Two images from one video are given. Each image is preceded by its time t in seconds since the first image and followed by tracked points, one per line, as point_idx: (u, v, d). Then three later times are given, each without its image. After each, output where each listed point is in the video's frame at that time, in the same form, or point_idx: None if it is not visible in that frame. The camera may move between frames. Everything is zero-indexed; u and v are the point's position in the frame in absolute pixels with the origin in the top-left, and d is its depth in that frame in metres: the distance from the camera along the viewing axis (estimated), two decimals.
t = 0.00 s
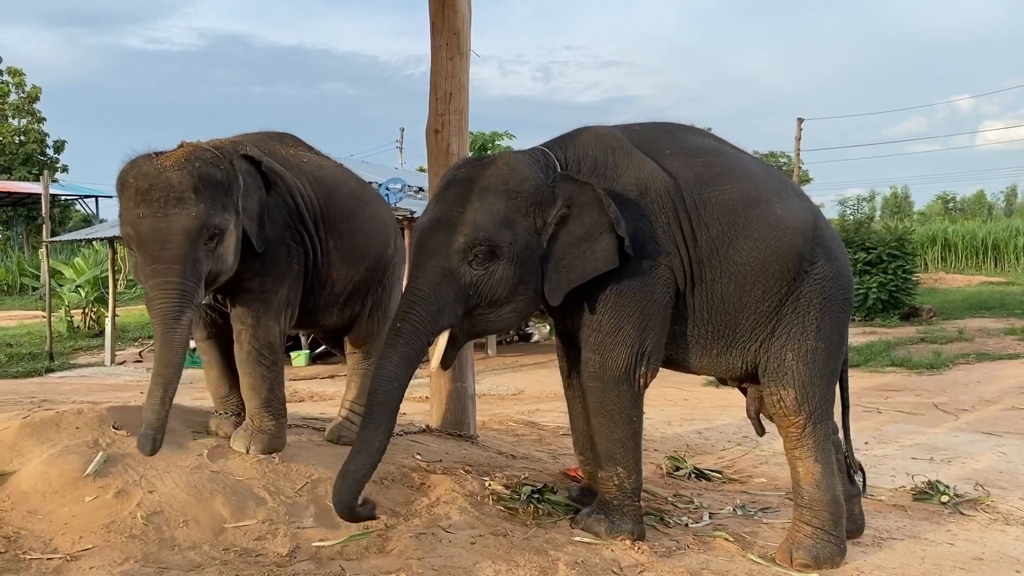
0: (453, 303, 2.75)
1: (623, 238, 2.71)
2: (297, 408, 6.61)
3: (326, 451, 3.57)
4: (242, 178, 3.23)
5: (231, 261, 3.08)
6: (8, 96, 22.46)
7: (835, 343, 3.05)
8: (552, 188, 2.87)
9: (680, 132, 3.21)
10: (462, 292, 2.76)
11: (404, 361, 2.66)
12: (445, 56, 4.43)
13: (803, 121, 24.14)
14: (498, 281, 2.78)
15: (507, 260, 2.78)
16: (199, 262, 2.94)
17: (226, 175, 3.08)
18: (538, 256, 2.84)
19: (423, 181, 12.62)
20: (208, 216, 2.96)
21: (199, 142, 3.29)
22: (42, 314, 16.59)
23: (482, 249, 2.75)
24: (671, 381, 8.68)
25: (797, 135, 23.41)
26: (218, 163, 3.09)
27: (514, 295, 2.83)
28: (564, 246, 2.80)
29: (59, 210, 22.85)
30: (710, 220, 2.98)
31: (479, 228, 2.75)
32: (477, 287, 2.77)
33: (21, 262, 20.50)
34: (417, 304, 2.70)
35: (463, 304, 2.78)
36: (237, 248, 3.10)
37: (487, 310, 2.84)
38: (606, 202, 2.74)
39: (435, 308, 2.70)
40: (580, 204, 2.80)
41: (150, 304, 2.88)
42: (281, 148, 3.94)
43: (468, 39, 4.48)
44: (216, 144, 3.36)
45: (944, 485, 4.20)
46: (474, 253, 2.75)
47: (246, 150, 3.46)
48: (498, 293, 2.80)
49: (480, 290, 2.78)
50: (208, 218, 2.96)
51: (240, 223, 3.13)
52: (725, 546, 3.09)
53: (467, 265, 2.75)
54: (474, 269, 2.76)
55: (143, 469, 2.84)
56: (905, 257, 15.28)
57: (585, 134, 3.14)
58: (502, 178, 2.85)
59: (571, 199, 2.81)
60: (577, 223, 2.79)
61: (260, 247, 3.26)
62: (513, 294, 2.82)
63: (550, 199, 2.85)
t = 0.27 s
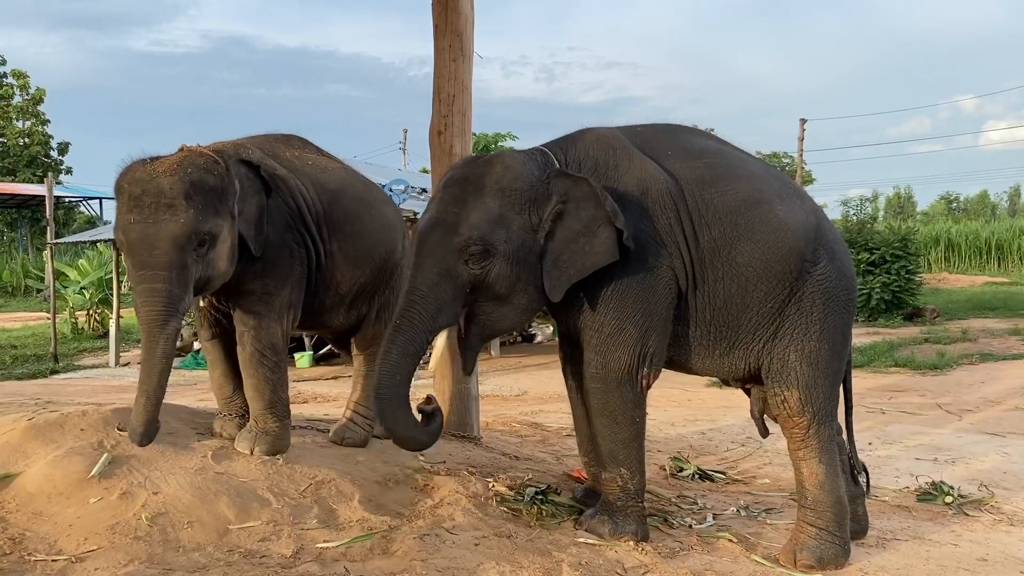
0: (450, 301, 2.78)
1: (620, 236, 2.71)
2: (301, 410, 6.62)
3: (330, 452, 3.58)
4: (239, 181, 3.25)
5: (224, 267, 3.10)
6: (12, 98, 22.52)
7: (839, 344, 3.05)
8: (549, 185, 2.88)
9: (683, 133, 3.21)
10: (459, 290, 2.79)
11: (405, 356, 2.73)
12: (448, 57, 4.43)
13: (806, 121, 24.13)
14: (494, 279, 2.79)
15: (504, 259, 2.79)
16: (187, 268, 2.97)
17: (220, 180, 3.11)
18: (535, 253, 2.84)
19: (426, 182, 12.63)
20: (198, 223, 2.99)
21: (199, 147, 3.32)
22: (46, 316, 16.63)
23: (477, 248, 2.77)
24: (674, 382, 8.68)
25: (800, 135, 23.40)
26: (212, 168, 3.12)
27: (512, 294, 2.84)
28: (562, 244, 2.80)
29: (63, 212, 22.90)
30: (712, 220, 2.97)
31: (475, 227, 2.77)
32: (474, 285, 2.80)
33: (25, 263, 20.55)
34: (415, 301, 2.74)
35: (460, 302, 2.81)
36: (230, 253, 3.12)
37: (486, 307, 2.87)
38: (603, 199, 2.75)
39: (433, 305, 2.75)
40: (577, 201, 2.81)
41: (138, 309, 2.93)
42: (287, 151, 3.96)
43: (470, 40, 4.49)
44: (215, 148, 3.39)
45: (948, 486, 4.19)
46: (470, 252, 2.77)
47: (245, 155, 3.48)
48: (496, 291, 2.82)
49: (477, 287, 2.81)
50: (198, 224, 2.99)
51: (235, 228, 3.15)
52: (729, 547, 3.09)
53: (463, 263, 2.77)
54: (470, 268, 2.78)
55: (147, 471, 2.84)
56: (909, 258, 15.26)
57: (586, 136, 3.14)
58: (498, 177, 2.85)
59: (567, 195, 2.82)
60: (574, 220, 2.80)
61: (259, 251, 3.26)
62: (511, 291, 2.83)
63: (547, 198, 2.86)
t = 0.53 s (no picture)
0: (446, 301, 2.78)
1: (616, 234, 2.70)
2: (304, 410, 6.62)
3: (333, 452, 3.58)
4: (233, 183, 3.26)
5: (215, 267, 3.12)
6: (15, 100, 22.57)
7: (843, 342, 3.04)
8: (542, 184, 2.87)
9: (685, 131, 3.20)
10: (454, 289, 2.79)
11: (402, 356, 2.72)
12: (450, 57, 4.43)
13: (809, 120, 24.12)
14: (488, 278, 2.81)
15: (498, 258, 2.80)
16: (175, 268, 2.98)
17: (210, 182, 3.14)
18: (531, 252, 2.85)
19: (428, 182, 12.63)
20: (186, 223, 3.01)
21: (195, 151, 3.35)
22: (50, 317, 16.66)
23: (470, 248, 2.77)
24: (677, 382, 8.66)
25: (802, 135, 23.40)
26: (202, 170, 3.14)
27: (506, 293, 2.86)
28: (557, 242, 2.79)
29: (66, 213, 22.95)
30: (714, 218, 2.97)
31: (468, 228, 2.78)
32: (469, 284, 2.81)
33: (29, 264, 20.60)
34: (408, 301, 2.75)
35: (456, 302, 2.81)
36: (221, 254, 3.13)
37: (482, 306, 2.88)
38: (597, 196, 2.74)
39: (427, 305, 2.75)
40: (572, 199, 2.80)
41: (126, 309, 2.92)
42: (290, 152, 3.95)
43: (473, 40, 4.48)
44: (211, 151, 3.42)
45: (953, 486, 4.17)
46: (464, 252, 2.78)
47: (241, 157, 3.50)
48: (491, 289, 2.84)
49: (472, 286, 2.82)
50: (186, 225, 3.00)
51: (227, 229, 3.17)
52: (733, 547, 3.08)
53: (457, 263, 2.78)
54: (465, 268, 2.79)
55: (150, 471, 2.84)
56: (912, 257, 15.22)
57: (586, 136, 3.14)
58: (492, 177, 2.86)
59: (560, 194, 2.82)
60: (569, 218, 2.79)
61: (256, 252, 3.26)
62: (507, 290, 2.85)
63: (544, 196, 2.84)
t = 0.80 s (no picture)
0: (442, 301, 2.80)
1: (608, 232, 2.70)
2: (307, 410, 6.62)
3: (336, 452, 3.58)
4: (218, 181, 3.26)
5: (194, 266, 3.13)
6: (17, 101, 22.60)
7: (847, 341, 3.03)
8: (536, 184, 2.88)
9: (688, 131, 3.20)
10: (450, 289, 2.81)
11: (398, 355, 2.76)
12: (452, 57, 4.43)
13: (810, 120, 24.13)
14: (482, 277, 2.84)
15: (490, 258, 2.83)
16: (149, 267, 3.02)
17: (189, 180, 3.14)
18: (525, 251, 2.87)
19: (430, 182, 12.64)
20: (160, 222, 3.03)
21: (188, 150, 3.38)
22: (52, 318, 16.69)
23: (463, 248, 2.80)
24: (680, 382, 8.66)
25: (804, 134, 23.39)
26: (182, 169, 3.14)
27: (503, 291, 2.88)
28: (550, 241, 2.80)
29: (68, 214, 22.98)
30: (716, 217, 2.96)
31: (461, 229, 2.80)
32: (464, 284, 2.83)
33: (31, 265, 20.63)
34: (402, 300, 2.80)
35: (453, 302, 2.83)
36: (201, 252, 3.13)
37: (479, 306, 2.90)
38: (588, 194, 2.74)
39: (422, 305, 2.78)
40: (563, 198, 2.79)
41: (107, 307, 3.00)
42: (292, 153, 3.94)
43: (475, 39, 4.48)
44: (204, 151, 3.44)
45: (956, 485, 4.16)
46: (457, 252, 2.80)
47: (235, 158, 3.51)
48: (486, 288, 2.86)
49: (467, 286, 2.84)
50: (160, 224, 3.02)
51: (208, 227, 3.17)
52: (736, 546, 3.07)
53: (450, 264, 2.81)
54: (459, 268, 2.81)
55: (153, 472, 2.84)
56: (914, 256, 15.20)
57: (588, 136, 3.14)
58: (486, 177, 2.87)
59: (550, 194, 2.82)
60: (558, 216, 2.78)
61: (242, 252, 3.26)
62: (502, 289, 2.87)
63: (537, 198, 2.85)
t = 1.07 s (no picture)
0: (436, 299, 2.88)
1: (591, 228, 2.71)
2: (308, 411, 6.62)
3: (338, 452, 3.58)
4: (190, 186, 3.43)
5: (151, 267, 3.34)
6: (17, 102, 22.61)
7: (849, 341, 3.02)
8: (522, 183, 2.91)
9: (690, 131, 3.19)
10: (443, 287, 2.88)
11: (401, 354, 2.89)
12: (453, 57, 4.43)
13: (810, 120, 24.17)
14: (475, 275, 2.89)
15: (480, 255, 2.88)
16: (106, 266, 3.28)
17: (153, 186, 3.38)
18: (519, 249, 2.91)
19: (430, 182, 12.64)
20: (118, 225, 3.29)
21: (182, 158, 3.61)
22: (53, 319, 16.68)
23: (453, 247, 2.86)
24: (681, 381, 8.65)
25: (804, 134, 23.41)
26: (150, 176, 3.40)
27: (495, 286, 2.96)
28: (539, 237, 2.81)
29: (69, 216, 22.98)
30: (716, 217, 2.96)
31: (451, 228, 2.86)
32: (458, 283, 2.88)
33: (32, 266, 20.63)
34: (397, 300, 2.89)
35: (448, 301, 2.89)
36: (158, 254, 3.34)
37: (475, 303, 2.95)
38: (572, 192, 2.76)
39: (417, 305, 2.87)
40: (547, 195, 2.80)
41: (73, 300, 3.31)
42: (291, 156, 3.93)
43: (475, 40, 4.48)
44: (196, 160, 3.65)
45: (958, 484, 4.16)
46: (449, 251, 2.87)
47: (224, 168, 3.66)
48: (477, 285, 2.92)
49: (461, 285, 2.89)
50: (117, 226, 3.29)
51: (170, 230, 3.38)
52: (738, 545, 3.07)
53: (443, 263, 2.86)
54: (451, 266, 2.87)
55: (155, 472, 2.84)
56: (915, 255, 15.19)
57: (589, 136, 3.14)
58: (477, 177, 2.91)
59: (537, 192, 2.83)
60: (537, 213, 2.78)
61: (211, 256, 3.38)
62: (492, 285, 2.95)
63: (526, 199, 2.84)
